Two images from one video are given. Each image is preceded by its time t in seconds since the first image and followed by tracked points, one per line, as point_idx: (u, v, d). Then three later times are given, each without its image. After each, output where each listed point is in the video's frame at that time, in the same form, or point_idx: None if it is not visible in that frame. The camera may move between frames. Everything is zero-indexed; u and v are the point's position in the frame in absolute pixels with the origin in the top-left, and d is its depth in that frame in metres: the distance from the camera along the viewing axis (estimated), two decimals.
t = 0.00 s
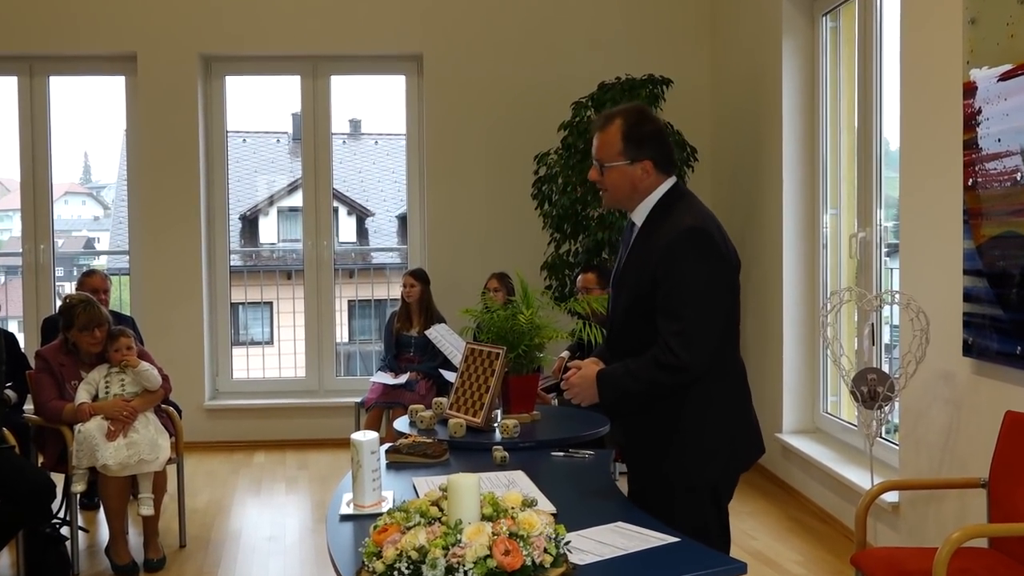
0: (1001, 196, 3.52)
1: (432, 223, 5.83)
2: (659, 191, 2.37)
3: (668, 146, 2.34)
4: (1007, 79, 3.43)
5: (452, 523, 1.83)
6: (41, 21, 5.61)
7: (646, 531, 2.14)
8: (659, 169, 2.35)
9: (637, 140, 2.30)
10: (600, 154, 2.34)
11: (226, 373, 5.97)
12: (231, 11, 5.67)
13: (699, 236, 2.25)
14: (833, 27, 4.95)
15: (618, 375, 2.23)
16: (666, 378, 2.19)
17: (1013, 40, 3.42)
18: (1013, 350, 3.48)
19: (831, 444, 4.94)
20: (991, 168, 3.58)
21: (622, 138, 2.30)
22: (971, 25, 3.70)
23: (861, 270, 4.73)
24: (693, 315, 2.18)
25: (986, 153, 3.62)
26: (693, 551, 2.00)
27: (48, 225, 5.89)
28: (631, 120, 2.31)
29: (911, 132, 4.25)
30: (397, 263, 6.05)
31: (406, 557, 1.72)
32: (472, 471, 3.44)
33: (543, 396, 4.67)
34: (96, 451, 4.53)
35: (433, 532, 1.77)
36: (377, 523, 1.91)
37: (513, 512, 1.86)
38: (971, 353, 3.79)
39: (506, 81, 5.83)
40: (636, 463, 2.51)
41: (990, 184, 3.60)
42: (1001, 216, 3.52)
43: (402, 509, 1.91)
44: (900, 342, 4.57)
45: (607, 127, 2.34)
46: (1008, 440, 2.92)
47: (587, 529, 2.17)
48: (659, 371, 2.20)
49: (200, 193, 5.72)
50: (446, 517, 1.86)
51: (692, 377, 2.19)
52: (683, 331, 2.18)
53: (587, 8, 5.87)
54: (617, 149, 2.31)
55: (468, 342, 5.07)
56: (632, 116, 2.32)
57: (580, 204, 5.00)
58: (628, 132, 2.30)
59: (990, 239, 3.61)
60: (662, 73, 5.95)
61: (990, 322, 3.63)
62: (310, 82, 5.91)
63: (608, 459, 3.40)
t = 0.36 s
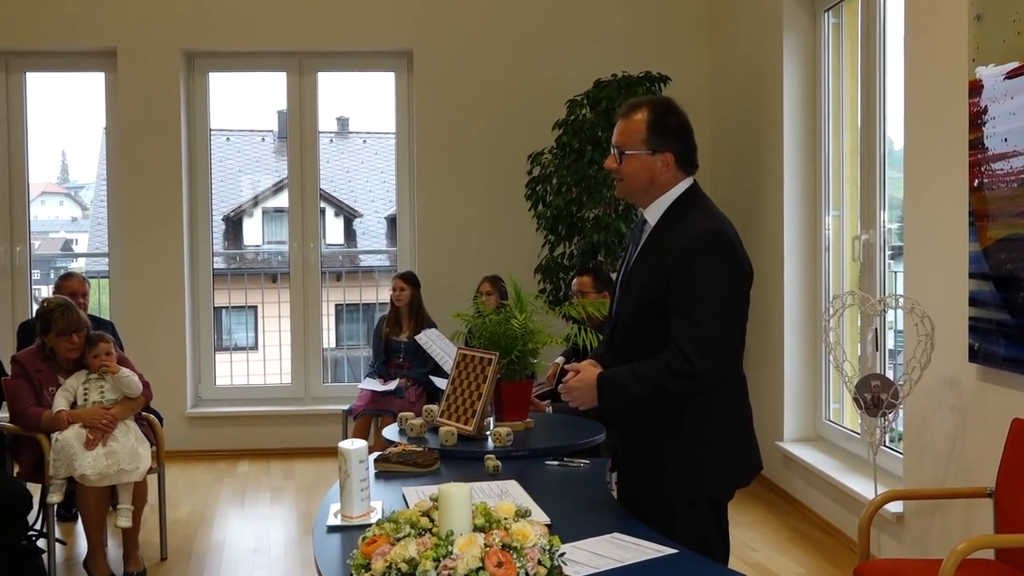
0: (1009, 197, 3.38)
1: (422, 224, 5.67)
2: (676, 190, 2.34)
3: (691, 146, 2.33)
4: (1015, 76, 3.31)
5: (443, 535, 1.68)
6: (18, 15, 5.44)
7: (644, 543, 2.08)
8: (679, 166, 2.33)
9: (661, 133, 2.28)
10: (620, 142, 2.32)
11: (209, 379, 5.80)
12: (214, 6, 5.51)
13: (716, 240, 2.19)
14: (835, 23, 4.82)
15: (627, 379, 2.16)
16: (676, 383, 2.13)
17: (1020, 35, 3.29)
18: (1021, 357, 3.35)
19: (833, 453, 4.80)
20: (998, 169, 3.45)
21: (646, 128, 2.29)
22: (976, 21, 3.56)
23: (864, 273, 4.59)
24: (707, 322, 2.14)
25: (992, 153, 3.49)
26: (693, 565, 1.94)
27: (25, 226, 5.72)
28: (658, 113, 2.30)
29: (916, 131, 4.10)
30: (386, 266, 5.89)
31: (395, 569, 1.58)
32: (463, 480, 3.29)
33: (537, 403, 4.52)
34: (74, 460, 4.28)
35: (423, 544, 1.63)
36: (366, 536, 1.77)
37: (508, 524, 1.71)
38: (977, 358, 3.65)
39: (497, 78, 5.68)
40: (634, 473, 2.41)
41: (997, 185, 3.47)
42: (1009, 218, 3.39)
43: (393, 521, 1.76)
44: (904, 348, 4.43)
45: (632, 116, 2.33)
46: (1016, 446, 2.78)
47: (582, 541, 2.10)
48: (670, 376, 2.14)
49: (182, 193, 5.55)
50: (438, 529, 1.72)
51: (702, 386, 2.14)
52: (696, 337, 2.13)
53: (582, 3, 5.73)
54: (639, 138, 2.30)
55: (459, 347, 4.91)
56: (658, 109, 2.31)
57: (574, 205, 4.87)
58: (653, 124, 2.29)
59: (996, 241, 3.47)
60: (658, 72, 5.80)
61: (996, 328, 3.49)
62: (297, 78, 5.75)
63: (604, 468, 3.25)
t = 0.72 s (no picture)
0: (1019, 197, 3.24)
1: (414, 226, 5.52)
2: (691, 188, 2.23)
3: (709, 146, 2.23)
4: None
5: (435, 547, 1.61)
6: None
7: (644, 555, 1.98)
8: (695, 165, 2.22)
9: (682, 127, 2.18)
10: (638, 134, 2.21)
11: (193, 386, 5.64)
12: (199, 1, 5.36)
13: (729, 241, 2.09)
14: (839, 19, 4.68)
15: (632, 382, 2.07)
16: (684, 387, 2.04)
17: None
18: None
19: (837, 461, 4.66)
20: (1006, 169, 3.32)
21: (666, 121, 2.19)
22: (984, 18, 3.43)
23: (869, 277, 4.45)
24: (719, 325, 2.05)
25: (1000, 153, 3.36)
26: None
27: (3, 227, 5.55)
28: (678, 107, 2.21)
29: (922, 130, 3.96)
30: (377, 268, 5.73)
31: None
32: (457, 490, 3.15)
33: (533, 410, 4.37)
34: (54, 469, 4.08)
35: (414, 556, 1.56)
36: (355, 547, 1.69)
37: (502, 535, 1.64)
38: (985, 364, 3.51)
39: (491, 75, 5.53)
40: (628, 478, 2.28)
41: (1006, 185, 3.33)
42: (1019, 218, 3.25)
43: (383, 531, 1.69)
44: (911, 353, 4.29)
45: (651, 109, 2.23)
46: None
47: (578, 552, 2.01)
48: (679, 381, 2.05)
49: (166, 192, 5.39)
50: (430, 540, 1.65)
51: (711, 391, 2.06)
52: (707, 340, 2.04)
53: None
54: (659, 130, 2.19)
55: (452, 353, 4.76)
56: (678, 104, 2.22)
57: (571, 206, 4.72)
58: (674, 117, 2.19)
59: (1006, 244, 3.33)
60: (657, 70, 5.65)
61: (1006, 333, 3.35)
62: (285, 75, 5.59)
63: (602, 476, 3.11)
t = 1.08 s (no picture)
0: None
1: (406, 227, 5.38)
2: (693, 186, 2.12)
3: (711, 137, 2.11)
4: None
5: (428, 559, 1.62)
6: None
7: (643, 568, 1.90)
8: (698, 159, 2.11)
9: (680, 121, 2.06)
10: (635, 133, 2.09)
11: (178, 392, 5.49)
12: None
13: (730, 239, 1.99)
14: (844, 15, 4.55)
15: (632, 376, 1.99)
16: (681, 389, 1.95)
17: None
18: None
19: (842, 469, 4.53)
20: (1017, 169, 3.18)
21: (663, 117, 2.07)
22: (993, 13, 3.30)
23: (875, 280, 4.32)
24: (721, 325, 1.95)
25: (1010, 153, 3.23)
26: None
27: None
28: (674, 102, 2.09)
29: (929, 128, 3.83)
30: (368, 271, 5.59)
31: None
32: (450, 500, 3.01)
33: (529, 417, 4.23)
34: (35, 478, 3.91)
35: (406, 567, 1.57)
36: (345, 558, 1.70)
37: (495, 546, 1.65)
38: (993, 370, 3.38)
39: (485, 73, 5.39)
40: (624, 480, 2.19)
41: (1016, 185, 3.19)
42: None
43: (374, 542, 1.70)
44: (917, 358, 4.16)
45: (645, 108, 2.12)
46: None
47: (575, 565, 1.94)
48: (678, 382, 1.95)
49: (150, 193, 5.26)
50: (423, 551, 1.66)
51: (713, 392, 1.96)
52: (709, 339, 1.95)
53: None
54: (656, 127, 2.07)
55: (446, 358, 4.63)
56: (673, 99, 2.10)
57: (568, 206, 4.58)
58: (670, 112, 2.07)
59: (1016, 246, 3.20)
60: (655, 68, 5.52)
61: (1016, 338, 3.22)
62: (273, 72, 5.45)
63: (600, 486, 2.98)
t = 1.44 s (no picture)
0: None
1: (397, 226, 5.25)
2: (680, 182, 2.08)
3: (674, 126, 2.05)
4: None
5: (419, 567, 1.59)
6: None
7: None
8: (675, 154, 2.06)
9: (639, 134, 2.01)
10: (606, 167, 2.06)
11: (161, 396, 5.35)
12: None
13: (729, 235, 1.95)
14: (847, 8, 4.43)
15: (632, 388, 1.92)
16: (681, 388, 1.91)
17: None
18: None
19: (845, 476, 4.40)
20: None
21: (622, 139, 2.02)
22: (1001, 3, 3.17)
23: (879, 280, 4.19)
24: (721, 321, 1.91)
25: (1018, 148, 3.10)
26: None
27: None
28: (623, 118, 2.04)
29: (934, 122, 3.70)
30: (357, 271, 5.45)
31: None
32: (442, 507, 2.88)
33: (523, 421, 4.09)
34: (12, 486, 3.75)
35: None
36: (332, 567, 1.66)
37: (489, 555, 1.63)
38: (1001, 373, 3.25)
39: (477, 68, 5.26)
40: (629, 485, 2.14)
41: None
42: None
43: (363, 551, 1.66)
44: (923, 361, 4.03)
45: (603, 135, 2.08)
46: None
47: None
48: (678, 382, 1.91)
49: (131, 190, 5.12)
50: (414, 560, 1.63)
51: (714, 391, 1.92)
52: (709, 336, 1.91)
53: None
54: (622, 151, 2.03)
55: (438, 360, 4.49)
56: (622, 114, 2.06)
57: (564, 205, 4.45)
58: (626, 129, 2.02)
59: None
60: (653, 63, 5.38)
61: None
62: (259, 67, 5.32)
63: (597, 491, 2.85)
